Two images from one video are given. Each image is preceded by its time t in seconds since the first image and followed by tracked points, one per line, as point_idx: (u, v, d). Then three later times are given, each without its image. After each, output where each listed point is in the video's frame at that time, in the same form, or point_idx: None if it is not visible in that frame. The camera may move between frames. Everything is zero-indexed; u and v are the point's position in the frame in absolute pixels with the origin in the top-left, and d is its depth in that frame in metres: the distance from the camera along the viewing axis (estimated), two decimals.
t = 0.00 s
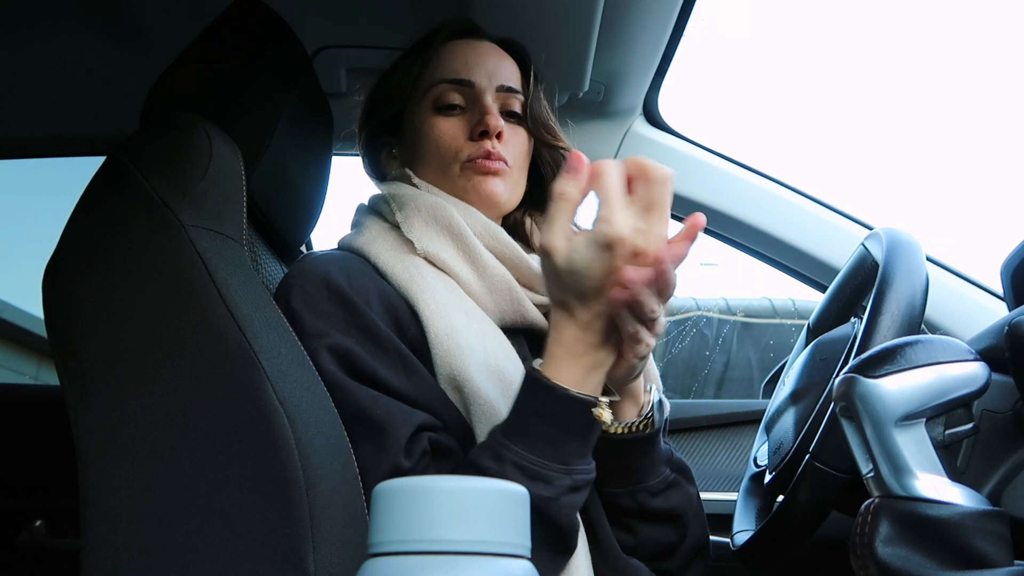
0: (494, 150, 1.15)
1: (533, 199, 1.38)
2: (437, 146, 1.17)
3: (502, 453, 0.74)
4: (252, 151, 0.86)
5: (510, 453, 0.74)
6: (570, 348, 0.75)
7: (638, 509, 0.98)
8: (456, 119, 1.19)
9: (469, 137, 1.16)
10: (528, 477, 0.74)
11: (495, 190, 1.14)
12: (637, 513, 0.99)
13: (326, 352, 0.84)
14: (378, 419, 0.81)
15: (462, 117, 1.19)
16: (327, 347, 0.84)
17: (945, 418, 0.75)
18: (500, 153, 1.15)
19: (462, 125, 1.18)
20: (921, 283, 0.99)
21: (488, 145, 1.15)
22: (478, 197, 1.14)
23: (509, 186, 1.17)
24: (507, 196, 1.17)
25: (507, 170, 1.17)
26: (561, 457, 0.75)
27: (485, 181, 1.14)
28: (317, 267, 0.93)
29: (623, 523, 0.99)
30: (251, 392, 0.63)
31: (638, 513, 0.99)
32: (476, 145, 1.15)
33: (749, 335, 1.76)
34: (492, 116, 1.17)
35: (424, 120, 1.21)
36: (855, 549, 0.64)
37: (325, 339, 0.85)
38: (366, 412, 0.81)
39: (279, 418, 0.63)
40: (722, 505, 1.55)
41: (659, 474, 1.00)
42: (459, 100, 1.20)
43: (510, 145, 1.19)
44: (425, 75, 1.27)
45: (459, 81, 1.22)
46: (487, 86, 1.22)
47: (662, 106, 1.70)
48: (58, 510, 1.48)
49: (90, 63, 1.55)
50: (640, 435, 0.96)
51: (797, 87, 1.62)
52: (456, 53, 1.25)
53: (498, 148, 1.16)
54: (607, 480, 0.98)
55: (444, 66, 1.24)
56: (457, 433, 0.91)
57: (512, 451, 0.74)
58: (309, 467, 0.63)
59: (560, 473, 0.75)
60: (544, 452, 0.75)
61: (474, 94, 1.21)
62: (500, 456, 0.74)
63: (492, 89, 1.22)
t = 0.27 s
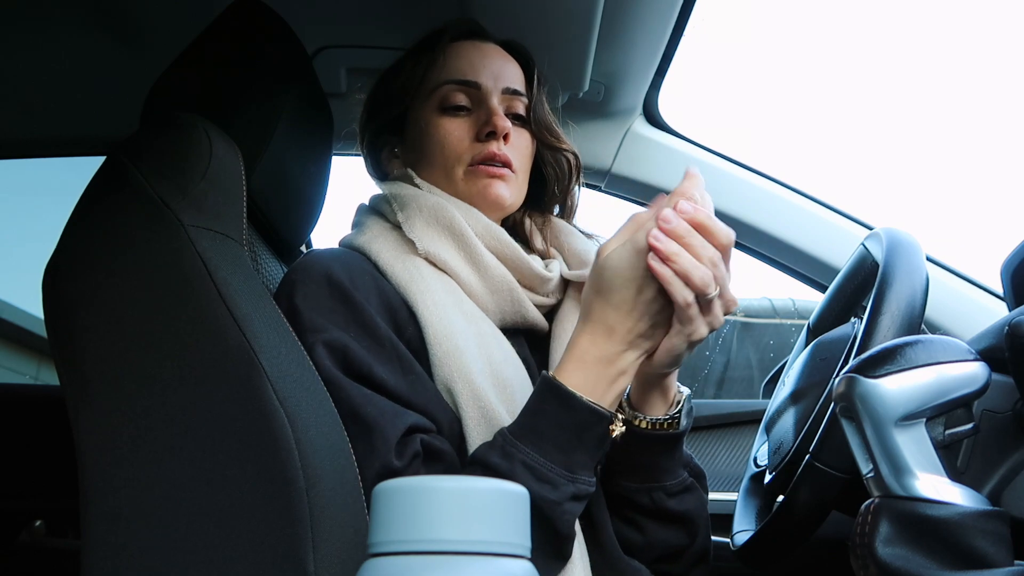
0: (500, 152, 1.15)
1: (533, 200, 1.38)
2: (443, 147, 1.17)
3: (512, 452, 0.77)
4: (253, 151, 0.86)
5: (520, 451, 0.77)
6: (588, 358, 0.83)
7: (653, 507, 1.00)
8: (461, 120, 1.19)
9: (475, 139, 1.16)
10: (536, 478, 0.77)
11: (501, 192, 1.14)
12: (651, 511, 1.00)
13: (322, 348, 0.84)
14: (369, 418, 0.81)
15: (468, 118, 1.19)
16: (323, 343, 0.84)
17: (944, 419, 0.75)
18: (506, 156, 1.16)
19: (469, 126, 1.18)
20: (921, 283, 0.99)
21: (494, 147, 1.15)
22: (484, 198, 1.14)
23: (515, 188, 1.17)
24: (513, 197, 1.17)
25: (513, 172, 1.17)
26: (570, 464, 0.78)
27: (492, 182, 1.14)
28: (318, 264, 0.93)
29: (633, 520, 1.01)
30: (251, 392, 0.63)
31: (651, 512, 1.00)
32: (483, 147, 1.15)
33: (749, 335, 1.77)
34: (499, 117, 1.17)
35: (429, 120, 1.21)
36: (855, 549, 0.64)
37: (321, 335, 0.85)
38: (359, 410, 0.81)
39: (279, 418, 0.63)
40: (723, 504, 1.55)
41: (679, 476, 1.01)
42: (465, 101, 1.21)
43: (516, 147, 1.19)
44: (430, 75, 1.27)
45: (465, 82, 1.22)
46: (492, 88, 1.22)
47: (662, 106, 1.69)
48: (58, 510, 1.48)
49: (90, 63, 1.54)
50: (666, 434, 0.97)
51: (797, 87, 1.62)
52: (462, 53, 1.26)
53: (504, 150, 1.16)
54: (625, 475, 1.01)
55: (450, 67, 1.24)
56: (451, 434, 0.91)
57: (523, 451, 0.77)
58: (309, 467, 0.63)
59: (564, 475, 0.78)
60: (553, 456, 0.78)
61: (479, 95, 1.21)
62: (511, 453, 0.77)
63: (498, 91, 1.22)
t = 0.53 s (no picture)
0: (505, 153, 1.15)
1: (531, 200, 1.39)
2: (448, 147, 1.17)
3: (525, 446, 0.80)
4: (253, 152, 0.86)
5: (531, 445, 0.80)
6: (584, 368, 0.90)
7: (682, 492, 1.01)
8: (466, 120, 1.19)
9: (481, 139, 1.16)
10: (546, 472, 0.79)
11: (507, 193, 1.15)
12: (676, 495, 1.02)
13: (323, 346, 0.84)
14: (368, 418, 0.81)
15: (473, 118, 1.19)
16: (323, 341, 0.84)
17: (945, 418, 0.75)
18: (511, 156, 1.16)
19: (474, 126, 1.18)
20: (921, 283, 0.99)
21: (500, 148, 1.15)
22: (490, 199, 1.15)
23: (519, 188, 1.18)
24: (517, 198, 1.17)
25: (518, 173, 1.17)
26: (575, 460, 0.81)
27: (498, 183, 1.14)
28: (319, 261, 0.93)
29: (658, 505, 1.01)
30: (251, 392, 0.63)
31: (678, 495, 1.01)
32: (489, 147, 1.15)
33: (750, 336, 1.79)
34: (505, 118, 1.17)
35: (433, 120, 1.21)
36: (855, 549, 0.64)
37: (321, 334, 0.85)
38: (356, 412, 0.81)
39: (279, 417, 0.63)
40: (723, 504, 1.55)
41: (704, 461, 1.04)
42: (469, 101, 1.21)
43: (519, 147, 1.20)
44: (433, 75, 1.27)
45: (469, 83, 1.22)
46: (497, 88, 1.23)
47: (661, 105, 1.68)
48: (58, 510, 1.48)
49: (89, 63, 1.54)
50: (699, 416, 1.01)
51: (797, 87, 1.62)
52: (466, 53, 1.26)
53: (509, 151, 1.16)
54: (652, 457, 1.02)
55: (453, 66, 1.24)
56: (449, 438, 0.90)
57: (535, 447, 0.80)
58: (309, 466, 0.63)
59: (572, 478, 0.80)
60: (560, 455, 0.81)
61: (484, 96, 1.21)
62: (521, 446, 0.80)
63: (502, 92, 1.23)
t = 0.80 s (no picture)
0: (506, 157, 1.15)
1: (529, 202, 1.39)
2: (448, 149, 1.17)
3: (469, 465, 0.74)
4: (253, 151, 0.86)
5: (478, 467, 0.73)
6: (537, 376, 0.78)
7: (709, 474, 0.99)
8: (466, 122, 1.19)
9: (481, 142, 1.16)
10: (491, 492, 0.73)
11: (507, 197, 1.15)
12: (704, 478, 1.00)
13: (315, 356, 0.83)
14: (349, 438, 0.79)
15: (473, 121, 1.19)
16: (316, 352, 0.83)
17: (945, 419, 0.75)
18: (512, 160, 1.16)
19: (474, 129, 1.18)
20: (921, 283, 0.99)
21: (500, 151, 1.15)
22: (491, 202, 1.15)
23: (519, 192, 1.18)
24: (519, 201, 1.17)
25: (518, 177, 1.18)
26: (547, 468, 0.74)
27: (500, 187, 1.15)
28: (320, 265, 0.93)
29: (684, 485, 1.00)
30: (250, 392, 0.63)
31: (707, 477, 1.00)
32: (489, 151, 1.15)
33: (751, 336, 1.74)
34: (505, 120, 1.17)
35: (433, 122, 1.20)
36: (855, 549, 0.64)
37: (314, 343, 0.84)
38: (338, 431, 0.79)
39: (279, 418, 0.63)
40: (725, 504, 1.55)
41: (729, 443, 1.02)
42: (469, 103, 1.20)
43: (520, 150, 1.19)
44: (434, 77, 1.26)
45: (469, 85, 1.21)
46: (497, 90, 1.22)
47: (661, 105, 1.68)
48: (57, 510, 1.48)
49: (89, 63, 1.54)
50: (727, 398, 0.97)
51: (797, 88, 1.62)
52: (466, 54, 1.25)
53: (510, 154, 1.16)
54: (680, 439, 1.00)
55: (453, 68, 1.24)
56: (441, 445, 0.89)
57: (482, 467, 0.73)
58: (309, 467, 0.63)
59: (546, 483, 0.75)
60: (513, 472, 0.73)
61: (484, 98, 1.21)
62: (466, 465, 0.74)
63: (502, 94, 1.22)
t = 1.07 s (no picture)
0: (497, 147, 1.14)
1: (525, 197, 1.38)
2: (440, 146, 1.17)
3: (413, 447, 0.73)
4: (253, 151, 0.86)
5: (419, 444, 0.73)
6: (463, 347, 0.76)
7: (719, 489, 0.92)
8: (458, 118, 1.19)
9: (472, 135, 1.16)
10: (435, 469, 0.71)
11: (501, 186, 1.14)
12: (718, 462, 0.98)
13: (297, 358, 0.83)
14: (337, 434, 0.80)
15: (464, 116, 1.19)
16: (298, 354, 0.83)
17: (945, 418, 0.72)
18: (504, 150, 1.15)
19: (465, 123, 1.18)
20: (921, 283, 0.99)
21: (492, 143, 1.14)
22: (485, 195, 1.14)
23: (514, 182, 1.17)
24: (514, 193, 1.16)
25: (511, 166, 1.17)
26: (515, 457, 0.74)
27: (492, 177, 1.13)
28: (306, 268, 0.93)
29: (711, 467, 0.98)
30: (250, 392, 0.63)
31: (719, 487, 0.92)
32: (480, 143, 1.15)
33: (749, 335, 1.76)
34: (495, 113, 1.17)
35: (425, 119, 1.21)
36: (855, 549, 0.65)
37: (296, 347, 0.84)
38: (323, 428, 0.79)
39: (279, 418, 0.63)
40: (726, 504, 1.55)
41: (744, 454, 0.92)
42: (459, 99, 1.21)
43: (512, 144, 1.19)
44: (424, 76, 1.27)
45: (460, 82, 1.22)
46: (487, 86, 1.23)
47: (661, 105, 1.69)
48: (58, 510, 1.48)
49: (90, 63, 1.54)
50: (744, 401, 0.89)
51: (798, 88, 1.62)
52: (455, 52, 1.26)
53: (501, 145, 1.15)
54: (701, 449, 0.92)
55: (443, 66, 1.25)
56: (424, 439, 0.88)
57: (424, 445, 0.72)
58: (310, 467, 0.63)
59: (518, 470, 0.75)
60: (455, 445, 0.72)
61: (473, 93, 1.21)
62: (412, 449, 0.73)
63: (492, 90, 1.23)
